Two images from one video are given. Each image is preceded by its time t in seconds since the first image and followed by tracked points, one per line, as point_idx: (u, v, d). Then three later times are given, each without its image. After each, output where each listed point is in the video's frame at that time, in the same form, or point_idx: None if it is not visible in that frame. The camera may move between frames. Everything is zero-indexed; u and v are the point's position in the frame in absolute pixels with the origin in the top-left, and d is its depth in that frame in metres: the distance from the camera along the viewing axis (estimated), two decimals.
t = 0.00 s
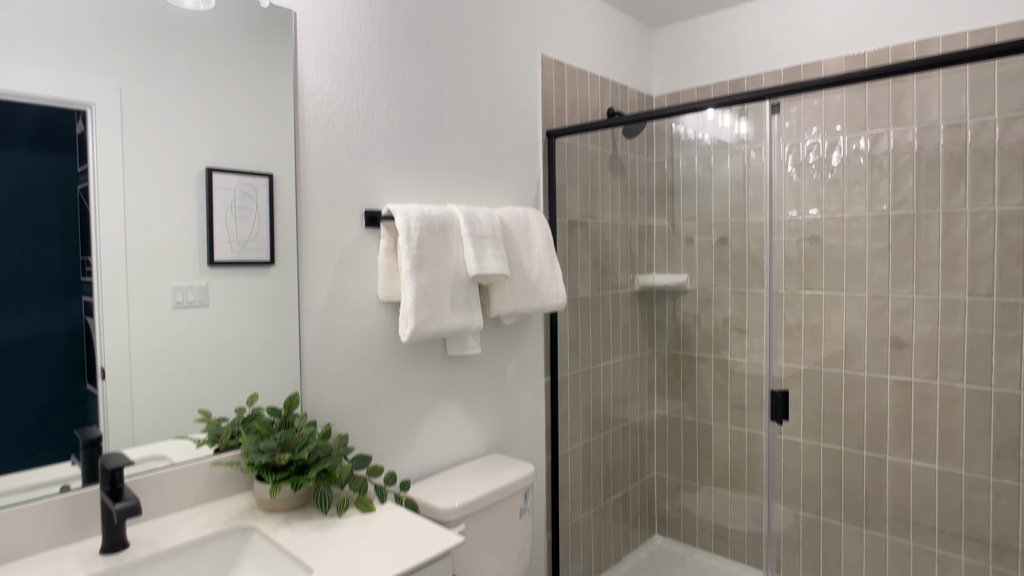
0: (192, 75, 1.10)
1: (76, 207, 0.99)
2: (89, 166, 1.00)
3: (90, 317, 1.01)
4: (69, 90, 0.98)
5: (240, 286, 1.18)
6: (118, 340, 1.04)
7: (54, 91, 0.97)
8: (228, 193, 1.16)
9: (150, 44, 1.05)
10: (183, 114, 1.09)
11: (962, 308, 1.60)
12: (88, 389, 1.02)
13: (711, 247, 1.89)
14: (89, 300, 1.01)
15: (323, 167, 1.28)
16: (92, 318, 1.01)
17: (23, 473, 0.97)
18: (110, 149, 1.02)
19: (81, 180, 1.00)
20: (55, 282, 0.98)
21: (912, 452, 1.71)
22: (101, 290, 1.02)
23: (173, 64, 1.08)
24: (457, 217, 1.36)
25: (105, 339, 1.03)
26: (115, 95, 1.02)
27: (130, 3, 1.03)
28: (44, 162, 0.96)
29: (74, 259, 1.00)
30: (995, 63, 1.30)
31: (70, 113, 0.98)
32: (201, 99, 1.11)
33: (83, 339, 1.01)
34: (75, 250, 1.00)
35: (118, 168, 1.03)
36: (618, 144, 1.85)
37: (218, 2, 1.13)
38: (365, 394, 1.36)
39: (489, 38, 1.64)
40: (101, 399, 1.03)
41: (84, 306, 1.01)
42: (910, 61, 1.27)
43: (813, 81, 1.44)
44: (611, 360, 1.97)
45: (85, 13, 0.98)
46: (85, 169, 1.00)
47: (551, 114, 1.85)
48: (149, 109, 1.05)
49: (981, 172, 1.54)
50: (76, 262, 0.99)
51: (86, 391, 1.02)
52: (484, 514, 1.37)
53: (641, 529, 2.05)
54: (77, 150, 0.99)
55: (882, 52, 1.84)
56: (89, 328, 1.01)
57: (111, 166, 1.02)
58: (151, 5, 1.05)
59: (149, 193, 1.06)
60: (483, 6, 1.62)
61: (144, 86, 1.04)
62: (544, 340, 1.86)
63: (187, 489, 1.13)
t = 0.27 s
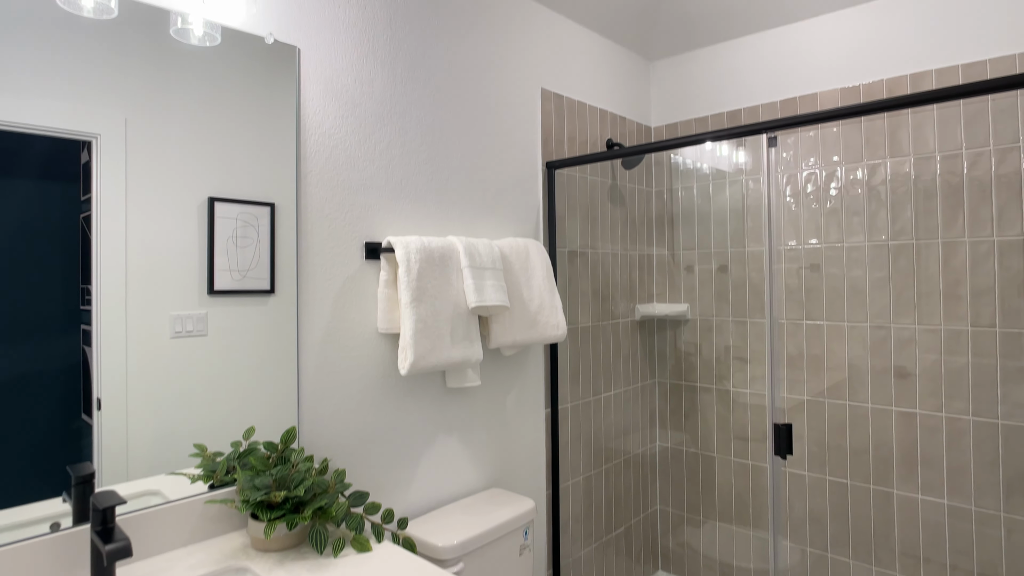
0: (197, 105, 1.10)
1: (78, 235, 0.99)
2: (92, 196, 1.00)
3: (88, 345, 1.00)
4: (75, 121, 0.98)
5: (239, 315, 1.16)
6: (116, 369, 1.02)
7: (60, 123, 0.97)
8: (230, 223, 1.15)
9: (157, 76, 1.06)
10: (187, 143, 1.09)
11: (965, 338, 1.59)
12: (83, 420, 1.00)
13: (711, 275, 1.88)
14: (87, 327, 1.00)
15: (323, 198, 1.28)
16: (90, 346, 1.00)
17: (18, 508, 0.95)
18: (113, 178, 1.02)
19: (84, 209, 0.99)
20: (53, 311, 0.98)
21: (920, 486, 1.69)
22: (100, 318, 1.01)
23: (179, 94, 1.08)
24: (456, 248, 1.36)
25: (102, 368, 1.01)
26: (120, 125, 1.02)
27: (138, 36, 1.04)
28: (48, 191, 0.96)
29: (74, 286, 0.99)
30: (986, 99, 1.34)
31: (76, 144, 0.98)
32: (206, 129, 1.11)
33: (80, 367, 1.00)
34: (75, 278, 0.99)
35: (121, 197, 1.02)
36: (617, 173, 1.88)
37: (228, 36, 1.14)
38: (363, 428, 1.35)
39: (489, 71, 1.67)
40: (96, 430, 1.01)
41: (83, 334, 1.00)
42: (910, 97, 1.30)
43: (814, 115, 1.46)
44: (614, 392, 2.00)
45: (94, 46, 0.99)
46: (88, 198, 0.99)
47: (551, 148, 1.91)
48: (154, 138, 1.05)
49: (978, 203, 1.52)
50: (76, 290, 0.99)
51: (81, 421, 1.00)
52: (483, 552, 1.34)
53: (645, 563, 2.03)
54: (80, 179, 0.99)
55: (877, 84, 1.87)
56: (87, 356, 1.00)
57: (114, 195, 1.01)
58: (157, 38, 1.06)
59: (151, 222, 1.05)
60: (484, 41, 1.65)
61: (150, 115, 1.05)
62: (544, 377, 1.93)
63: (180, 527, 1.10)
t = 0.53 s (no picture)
0: (200, 132, 1.11)
1: (78, 261, 0.99)
2: (93, 221, 0.99)
3: (84, 372, 0.99)
4: (78, 148, 0.98)
5: (238, 342, 1.15)
6: (111, 396, 1.01)
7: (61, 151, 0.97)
8: (229, 249, 1.14)
9: (158, 104, 1.06)
10: (189, 169, 1.09)
11: (968, 366, 1.56)
12: (76, 448, 0.98)
13: (711, 300, 1.82)
14: (84, 353, 0.99)
15: (322, 226, 1.28)
16: (86, 372, 0.99)
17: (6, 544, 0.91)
18: (114, 204, 1.01)
19: (84, 234, 0.99)
20: (50, 337, 0.96)
21: (928, 519, 1.66)
22: (97, 344, 1.00)
23: (181, 121, 1.08)
24: (455, 277, 1.35)
25: (97, 395, 1.00)
26: (122, 152, 1.02)
27: (141, 65, 1.04)
28: (48, 217, 0.95)
29: (72, 312, 0.98)
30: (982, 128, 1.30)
31: (78, 170, 0.98)
32: (207, 156, 1.11)
33: (75, 393, 0.98)
34: (73, 304, 0.98)
35: (121, 223, 1.02)
36: (615, 201, 1.86)
37: (232, 66, 1.15)
38: (359, 459, 1.33)
39: (488, 99, 1.69)
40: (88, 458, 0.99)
41: (79, 360, 0.98)
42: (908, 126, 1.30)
43: (813, 142, 1.46)
44: (614, 421, 1.97)
45: (97, 75, 1.00)
46: (89, 223, 0.99)
47: (550, 176, 1.93)
48: (156, 165, 1.05)
49: (977, 230, 1.50)
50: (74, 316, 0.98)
51: (75, 449, 0.98)
52: None
53: None
54: (82, 205, 0.98)
55: (873, 112, 1.88)
56: (83, 382, 0.99)
57: (114, 221, 1.01)
58: (158, 68, 1.06)
59: (150, 248, 1.04)
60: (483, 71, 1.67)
61: (152, 142, 1.05)
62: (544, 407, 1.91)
63: (170, 563, 1.08)
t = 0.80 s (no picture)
0: (202, 154, 1.10)
1: (76, 283, 0.98)
2: (92, 243, 0.99)
3: (79, 396, 0.97)
4: (79, 170, 0.98)
5: (235, 366, 1.14)
6: (106, 421, 0.99)
7: (61, 174, 0.96)
8: (228, 271, 1.13)
9: (158, 127, 1.06)
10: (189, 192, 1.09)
11: (974, 391, 1.54)
12: (68, 472, 0.96)
13: (713, 323, 1.81)
14: (79, 377, 0.97)
15: (320, 250, 1.28)
16: (80, 397, 0.97)
17: None
18: (113, 227, 1.01)
19: (83, 257, 0.98)
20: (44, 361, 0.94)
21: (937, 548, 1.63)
22: (93, 367, 0.98)
23: (183, 144, 1.08)
24: (453, 300, 1.34)
25: (91, 420, 0.98)
26: (122, 175, 1.02)
27: (144, 89, 1.05)
28: (47, 240, 0.95)
29: (68, 335, 0.97)
30: (980, 153, 1.34)
31: (78, 193, 0.98)
32: (208, 178, 1.11)
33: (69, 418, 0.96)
34: (70, 327, 0.97)
35: (120, 245, 1.01)
36: (615, 224, 1.87)
37: (234, 90, 1.15)
38: (355, 487, 1.30)
39: (488, 123, 1.70)
40: (81, 484, 0.97)
41: (74, 384, 0.97)
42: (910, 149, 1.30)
43: (813, 166, 1.46)
44: (615, 446, 1.95)
45: (99, 99, 1.00)
46: (88, 246, 0.99)
47: (549, 200, 1.93)
48: (156, 187, 1.05)
49: (978, 253, 1.49)
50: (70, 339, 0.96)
51: (67, 474, 0.96)
52: None
53: None
54: (81, 228, 0.98)
55: (871, 134, 1.89)
56: (77, 406, 0.97)
57: (113, 244, 1.01)
58: (160, 92, 1.06)
59: (149, 270, 1.04)
60: (482, 95, 1.69)
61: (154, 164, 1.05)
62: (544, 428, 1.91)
63: None
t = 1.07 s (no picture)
0: (203, 174, 1.11)
1: (75, 303, 0.97)
2: (92, 262, 0.99)
3: (75, 416, 0.96)
4: (81, 190, 0.98)
5: (234, 386, 1.13)
6: (101, 441, 0.97)
7: (61, 194, 0.96)
8: (227, 290, 1.13)
9: (160, 146, 1.06)
10: (190, 211, 1.09)
11: (978, 412, 1.53)
12: (62, 495, 0.94)
13: (714, 342, 1.79)
14: (76, 397, 0.96)
15: (320, 270, 1.28)
16: (77, 417, 0.96)
17: None
18: (113, 245, 1.01)
19: (83, 276, 0.98)
20: (41, 380, 0.93)
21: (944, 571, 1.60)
22: (90, 387, 0.97)
23: (185, 164, 1.09)
24: (452, 320, 1.34)
25: (87, 440, 0.96)
26: (124, 195, 1.02)
27: (147, 109, 1.05)
28: (47, 260, 0.95)
29: (66, 354, 0.96)
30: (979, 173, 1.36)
31: (80, 213, 0.98)
32: (209, 197, 1.11)
33: (65, 439, 0.95)
34: (68, 347, 0.96)
35: (120, 264, 1.01)
36: (615, 243, 1.88)
37: (237, 111, 1.16)
38: (352, 510, 1.28)
39: (488, 143, 1.71)
40: (75, 506, 0.95)
41: (70, 404, 0.95)
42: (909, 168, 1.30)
43: (812, 185, 1.46)
44: (615, 468, 1.93)
45: (101, 119, 1.00)
46: (88, 265, 0.98)
47: (549, 219, 1.94)
48: (157, 206, 1.05)
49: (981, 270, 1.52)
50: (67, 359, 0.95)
51: (61, 496, 0.94)
52: None
53: None
54: (82, 247, 0.98)
55: (869, 154, 1.89)
56: (73, 426, 0.96)
57: (113, 262, 1.00)
58: (162, 113, 1.07)
59: (148, 289, 1.03)
60: (482, 115, 1.70)
61: (155, 184, 1.05)
62: (545, 450, 1.91)
63: None
